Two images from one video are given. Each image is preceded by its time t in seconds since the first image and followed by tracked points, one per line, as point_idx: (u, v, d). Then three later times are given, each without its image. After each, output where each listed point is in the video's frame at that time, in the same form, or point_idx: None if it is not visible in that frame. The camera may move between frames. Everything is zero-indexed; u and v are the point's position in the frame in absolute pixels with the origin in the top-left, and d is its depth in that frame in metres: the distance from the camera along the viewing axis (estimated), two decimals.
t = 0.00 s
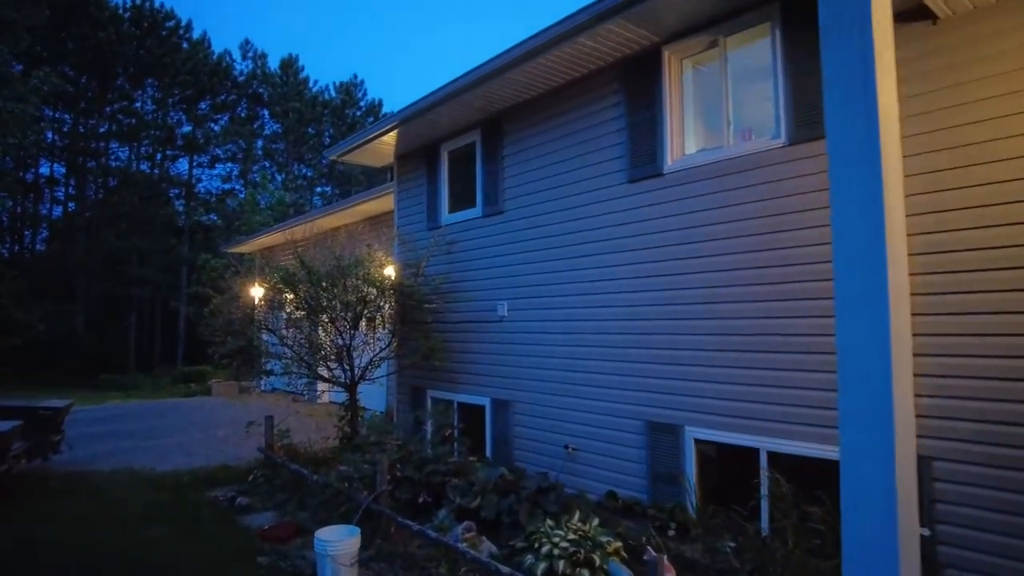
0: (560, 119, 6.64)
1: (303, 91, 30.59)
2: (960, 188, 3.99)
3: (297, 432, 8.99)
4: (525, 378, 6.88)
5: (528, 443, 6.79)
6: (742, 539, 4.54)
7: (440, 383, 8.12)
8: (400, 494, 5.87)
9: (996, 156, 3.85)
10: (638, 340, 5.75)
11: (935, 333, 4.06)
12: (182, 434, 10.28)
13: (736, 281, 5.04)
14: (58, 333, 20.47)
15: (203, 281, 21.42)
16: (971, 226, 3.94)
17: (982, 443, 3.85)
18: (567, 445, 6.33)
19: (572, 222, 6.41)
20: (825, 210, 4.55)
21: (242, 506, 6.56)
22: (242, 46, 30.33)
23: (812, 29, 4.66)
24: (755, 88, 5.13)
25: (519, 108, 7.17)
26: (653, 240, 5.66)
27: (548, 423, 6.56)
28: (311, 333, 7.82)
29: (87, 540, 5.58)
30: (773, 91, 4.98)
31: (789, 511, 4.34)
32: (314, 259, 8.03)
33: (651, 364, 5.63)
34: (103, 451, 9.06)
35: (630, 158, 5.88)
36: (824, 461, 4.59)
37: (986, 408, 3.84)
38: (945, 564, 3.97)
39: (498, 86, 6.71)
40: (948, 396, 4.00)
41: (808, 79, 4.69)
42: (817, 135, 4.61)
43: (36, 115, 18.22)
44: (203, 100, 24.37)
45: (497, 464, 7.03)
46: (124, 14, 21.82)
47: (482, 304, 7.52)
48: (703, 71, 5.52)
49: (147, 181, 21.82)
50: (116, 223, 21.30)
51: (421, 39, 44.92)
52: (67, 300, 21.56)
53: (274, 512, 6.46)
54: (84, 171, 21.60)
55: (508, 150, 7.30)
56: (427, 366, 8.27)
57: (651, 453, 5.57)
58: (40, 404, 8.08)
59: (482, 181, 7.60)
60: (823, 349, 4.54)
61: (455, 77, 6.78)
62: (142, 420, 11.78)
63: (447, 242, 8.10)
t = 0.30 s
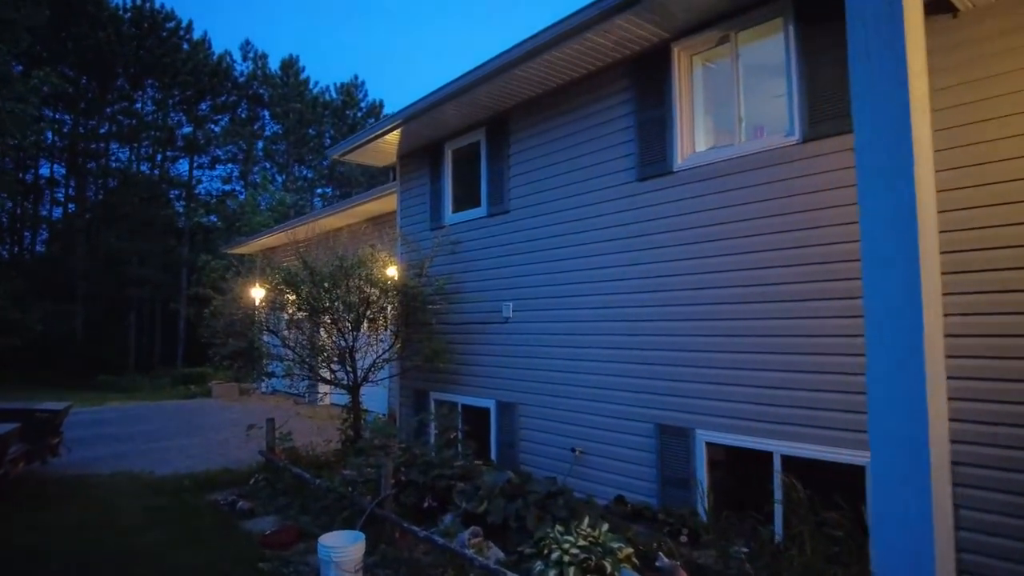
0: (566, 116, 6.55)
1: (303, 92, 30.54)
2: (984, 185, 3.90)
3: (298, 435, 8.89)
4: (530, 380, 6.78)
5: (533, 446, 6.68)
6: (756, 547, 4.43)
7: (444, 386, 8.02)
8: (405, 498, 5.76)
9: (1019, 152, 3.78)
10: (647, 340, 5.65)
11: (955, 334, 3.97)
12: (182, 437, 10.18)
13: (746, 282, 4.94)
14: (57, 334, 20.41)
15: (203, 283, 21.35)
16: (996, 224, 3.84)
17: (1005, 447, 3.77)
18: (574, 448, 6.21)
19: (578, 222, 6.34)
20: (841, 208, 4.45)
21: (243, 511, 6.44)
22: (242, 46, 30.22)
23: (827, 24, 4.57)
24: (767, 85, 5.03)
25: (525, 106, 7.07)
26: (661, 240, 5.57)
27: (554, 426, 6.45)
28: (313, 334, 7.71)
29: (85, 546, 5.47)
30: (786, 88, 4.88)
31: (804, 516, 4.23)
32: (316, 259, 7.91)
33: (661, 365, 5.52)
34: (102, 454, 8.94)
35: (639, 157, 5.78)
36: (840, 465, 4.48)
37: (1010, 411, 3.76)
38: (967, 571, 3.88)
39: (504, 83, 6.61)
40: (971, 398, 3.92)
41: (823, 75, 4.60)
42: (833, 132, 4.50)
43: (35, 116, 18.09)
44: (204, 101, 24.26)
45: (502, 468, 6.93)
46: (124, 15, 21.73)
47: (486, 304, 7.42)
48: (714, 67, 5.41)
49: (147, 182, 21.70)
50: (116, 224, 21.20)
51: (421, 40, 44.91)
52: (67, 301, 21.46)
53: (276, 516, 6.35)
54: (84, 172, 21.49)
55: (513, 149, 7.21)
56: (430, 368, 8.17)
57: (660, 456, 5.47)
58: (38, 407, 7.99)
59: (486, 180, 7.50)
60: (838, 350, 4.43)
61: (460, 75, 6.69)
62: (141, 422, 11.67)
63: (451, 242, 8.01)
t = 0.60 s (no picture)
0: (575, 113, 6.44)
1: (304, 92, 30.47)
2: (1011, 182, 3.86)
3: (300, 437, 8.78)
4: (537, 381, 6.67)
5: (541, 449, 6.57)
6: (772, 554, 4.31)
7: (449, 388, 7.90)
8: (411, 502, 5.68)
9: None
10: (658, 341, 5.53)
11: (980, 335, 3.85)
12: (182, 439, 10.07)
13: (761, 282, 4.82)
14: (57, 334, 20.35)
15: (203, 283, 21.26)
16: None
17: None
18: (583, 452, 6.10)
19: (586, 221, 6.23)
20: (860, 205, 4.31)
21: (246, 514, 6.33)
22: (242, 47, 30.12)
23: (845, 18, 4.46)
24: (783, 80, 4.91)
25: (533, 103, 6.96)
26: (672, 239, 5.45)
27: (563, 429, 6.34)
28: (317, 335, 7.60)
29: (85, 550, 5.35)
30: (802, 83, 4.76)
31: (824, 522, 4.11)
32: (319, 258, 7.79)
33: (673, 367, 5.40)
34: (102, 456, 8.83)
35: (650, 154, 5.66)
36: (859, 470, 4.35)
37: None
38: None
39: (511, 80, 6.50)
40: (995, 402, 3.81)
41: (841, 70, 4.48)
42: (851, 128, 4.39)
43: (35, 116, 18.00)
44: (204, 100, 24.16)
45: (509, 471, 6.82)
46: (124, 14, 21.65)
47: (493, 305, 7.32)
48: (727, 62, 5.30)
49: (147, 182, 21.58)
50: (116, 225, 21.09)
51: (422, 41, 44.85)
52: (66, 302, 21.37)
53: (279, 520, 6.25)
54: (84, 172, 21.36)
55: (520, 147, 7.09)
56: (435, 369, 8.06)
57: (673, 460, 5.34)
58: (37, 408, 7.88)
59: (492, 179, 7.39)
60: (857, 352, 4.29)
61: (468, 71, 6.59)
62: (141, 424, 11.56)
63: (457, 241, 7.90)
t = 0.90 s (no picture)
0: (586, 108, 6.30)
1: (304, 90, 30.31)
2: None
3: (303, 438, 8.65)
4: (546, 382, 6.54)
5: (550, 451, 6.44)
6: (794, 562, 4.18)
7: (454, 389, 7.76)
8: (419, 506, 5.53)
9: None
10: (672, 341, 5.40)
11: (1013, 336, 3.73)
12: (182, 439, 9.93)
13: (779, 281, 4.69)
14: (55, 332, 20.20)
15: (203, 282, 21.11)
16: None
17: None
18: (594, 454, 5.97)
19: (597, 218, 6.10)
20: (885, 202, 4.18)
21: (248, 518, 6.20)
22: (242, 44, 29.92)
23: (871, 8, 4.32)
24: (803, 71, 4.77)
25: (542, 98, 6.82)
26: (686, 237, 5.33)
27: (572, 431, 6.21)
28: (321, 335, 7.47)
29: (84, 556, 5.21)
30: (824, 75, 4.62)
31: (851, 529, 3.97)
32: (324, 256, 7.64)
33: (688, 369, 5.27)
34: (100, 458, 8.67)
35: (665, 150, 5.53)
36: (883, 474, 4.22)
37: None
38: None
39: (521, 73, 6.36)
40: None
41: (866, 62, 4.34)
42: (877, 122, 4.25)
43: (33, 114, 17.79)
44: (203, 98, 23.97)
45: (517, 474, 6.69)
46: (123, 11, 21.43)
47: (500, 304, 7.18)
48: (745, 55, 5.16)
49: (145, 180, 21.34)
50: (115, 223, 20.92)
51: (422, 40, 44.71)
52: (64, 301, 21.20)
53: (282, 524, 6.11)
54: (83, 170, 20.79)
55: (529, 142, 6.96)
56: (440, 369, 7.93)
57: (688, 463, 5.22)
58: (34, 409, 7.72)
59: (500, 176, 7.25)
60: (881, 353, 4.17)
61: (478, 65, 6.44)
62: (139, 424, 11.42)
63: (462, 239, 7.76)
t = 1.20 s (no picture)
0: (592, 105, 6.20)
1: (301, 88, 30.13)
2: None
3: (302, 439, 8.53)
4: (550, 383, 6.44)
5: (555, 453, 6.34)
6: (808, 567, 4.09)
7: (456, 389, 7.65)
8: (423, 510, 5.42)
9: None
10: (681, 342, 5.31)
11: None
12: (179, 441, 9.80)
13: (790, 280, 4.62)
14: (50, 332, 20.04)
15: (199, 282, 20.92)
16: None
17: None
18: (601, 457, 5.87)
19: (603, 216, 6.01)
20: (904, 200, 4.09)
21: (248, 522, 6.08)
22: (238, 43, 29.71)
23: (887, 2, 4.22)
24: (817, 67, 4.67)
25: (546, 95, 6.72)
26: (694, 236, 5.24)
27: (578, 432, 6.11)
28: (322, 336, 7.37)
29: (79, 561, 5.08)
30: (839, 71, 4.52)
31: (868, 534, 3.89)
32: (324, 255, 7.51)
33: (697, 369, 5.18)
34: (96, 460, 8.52)
35: (674, 147, 5.43)
36: (898, 477, 4.15)
37: None
38: None
39: (527, 69, 6.25)
40: None
41: (882, 57, 4.24)
42: (894, 118, 4.15)
43: (27, 112, 17.56)
44: (200, 97, 23.70)
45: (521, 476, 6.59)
46: (119, 8, 21.20)
47: (503, 304, 7.08)
48: (757, 51, 5.06)
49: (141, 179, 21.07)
50: (111, 222, 20.73)
51: (420, 39, 44.55)
52: (59, 300, 21.01)
53: (282, 528, 5.99)
54: (79, 168, 20.61)
55: (533, 140, 6.85)
56: (442, 369, 7.82)
57: (697, 466, 5.13)
58: (28, 410, 7.61)
59: (503, 174, 7.15)
60: (898, 354, 4.07)
61: (482, 60, 6.33)
62: (135, 425, 11.28)
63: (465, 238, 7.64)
